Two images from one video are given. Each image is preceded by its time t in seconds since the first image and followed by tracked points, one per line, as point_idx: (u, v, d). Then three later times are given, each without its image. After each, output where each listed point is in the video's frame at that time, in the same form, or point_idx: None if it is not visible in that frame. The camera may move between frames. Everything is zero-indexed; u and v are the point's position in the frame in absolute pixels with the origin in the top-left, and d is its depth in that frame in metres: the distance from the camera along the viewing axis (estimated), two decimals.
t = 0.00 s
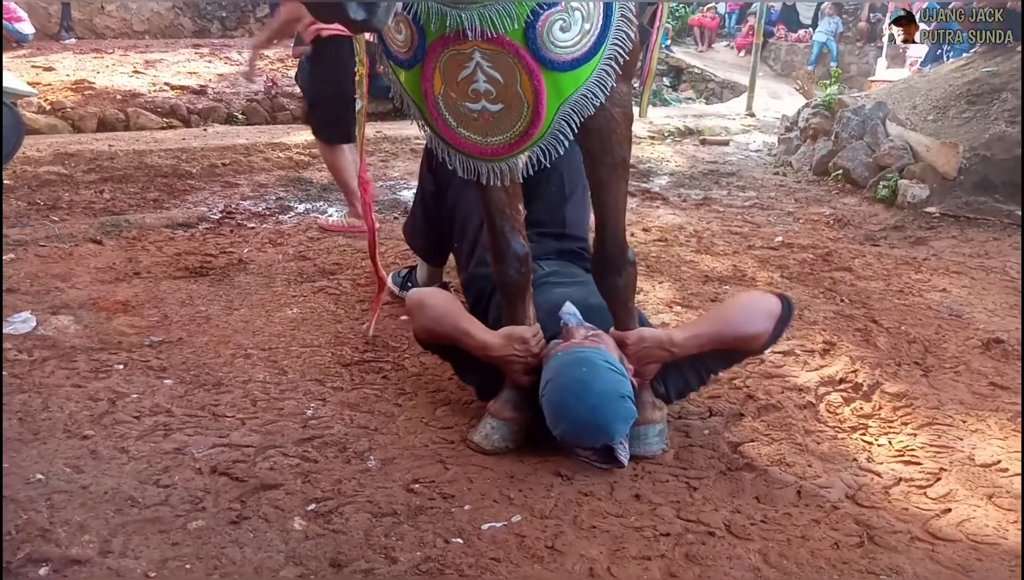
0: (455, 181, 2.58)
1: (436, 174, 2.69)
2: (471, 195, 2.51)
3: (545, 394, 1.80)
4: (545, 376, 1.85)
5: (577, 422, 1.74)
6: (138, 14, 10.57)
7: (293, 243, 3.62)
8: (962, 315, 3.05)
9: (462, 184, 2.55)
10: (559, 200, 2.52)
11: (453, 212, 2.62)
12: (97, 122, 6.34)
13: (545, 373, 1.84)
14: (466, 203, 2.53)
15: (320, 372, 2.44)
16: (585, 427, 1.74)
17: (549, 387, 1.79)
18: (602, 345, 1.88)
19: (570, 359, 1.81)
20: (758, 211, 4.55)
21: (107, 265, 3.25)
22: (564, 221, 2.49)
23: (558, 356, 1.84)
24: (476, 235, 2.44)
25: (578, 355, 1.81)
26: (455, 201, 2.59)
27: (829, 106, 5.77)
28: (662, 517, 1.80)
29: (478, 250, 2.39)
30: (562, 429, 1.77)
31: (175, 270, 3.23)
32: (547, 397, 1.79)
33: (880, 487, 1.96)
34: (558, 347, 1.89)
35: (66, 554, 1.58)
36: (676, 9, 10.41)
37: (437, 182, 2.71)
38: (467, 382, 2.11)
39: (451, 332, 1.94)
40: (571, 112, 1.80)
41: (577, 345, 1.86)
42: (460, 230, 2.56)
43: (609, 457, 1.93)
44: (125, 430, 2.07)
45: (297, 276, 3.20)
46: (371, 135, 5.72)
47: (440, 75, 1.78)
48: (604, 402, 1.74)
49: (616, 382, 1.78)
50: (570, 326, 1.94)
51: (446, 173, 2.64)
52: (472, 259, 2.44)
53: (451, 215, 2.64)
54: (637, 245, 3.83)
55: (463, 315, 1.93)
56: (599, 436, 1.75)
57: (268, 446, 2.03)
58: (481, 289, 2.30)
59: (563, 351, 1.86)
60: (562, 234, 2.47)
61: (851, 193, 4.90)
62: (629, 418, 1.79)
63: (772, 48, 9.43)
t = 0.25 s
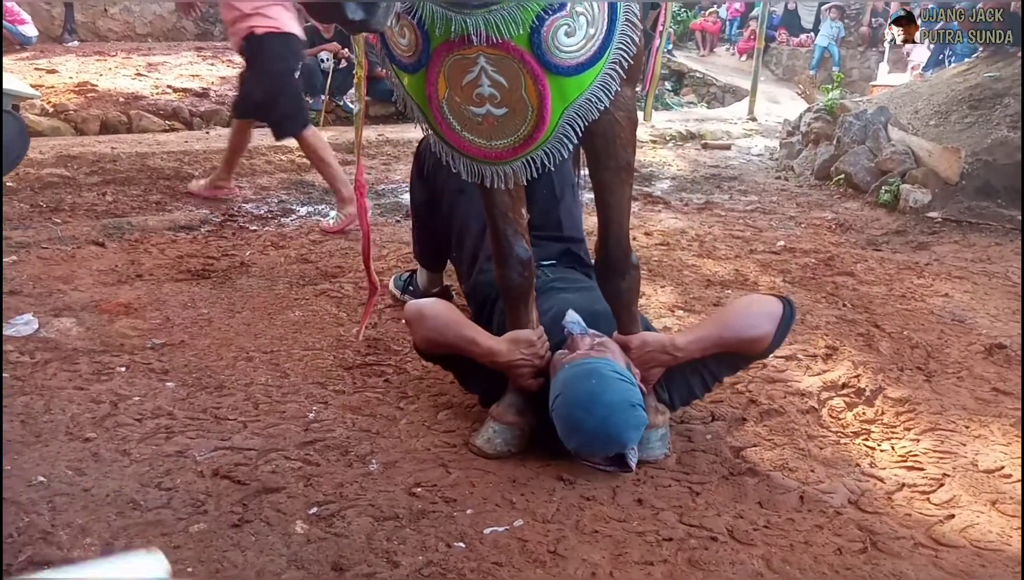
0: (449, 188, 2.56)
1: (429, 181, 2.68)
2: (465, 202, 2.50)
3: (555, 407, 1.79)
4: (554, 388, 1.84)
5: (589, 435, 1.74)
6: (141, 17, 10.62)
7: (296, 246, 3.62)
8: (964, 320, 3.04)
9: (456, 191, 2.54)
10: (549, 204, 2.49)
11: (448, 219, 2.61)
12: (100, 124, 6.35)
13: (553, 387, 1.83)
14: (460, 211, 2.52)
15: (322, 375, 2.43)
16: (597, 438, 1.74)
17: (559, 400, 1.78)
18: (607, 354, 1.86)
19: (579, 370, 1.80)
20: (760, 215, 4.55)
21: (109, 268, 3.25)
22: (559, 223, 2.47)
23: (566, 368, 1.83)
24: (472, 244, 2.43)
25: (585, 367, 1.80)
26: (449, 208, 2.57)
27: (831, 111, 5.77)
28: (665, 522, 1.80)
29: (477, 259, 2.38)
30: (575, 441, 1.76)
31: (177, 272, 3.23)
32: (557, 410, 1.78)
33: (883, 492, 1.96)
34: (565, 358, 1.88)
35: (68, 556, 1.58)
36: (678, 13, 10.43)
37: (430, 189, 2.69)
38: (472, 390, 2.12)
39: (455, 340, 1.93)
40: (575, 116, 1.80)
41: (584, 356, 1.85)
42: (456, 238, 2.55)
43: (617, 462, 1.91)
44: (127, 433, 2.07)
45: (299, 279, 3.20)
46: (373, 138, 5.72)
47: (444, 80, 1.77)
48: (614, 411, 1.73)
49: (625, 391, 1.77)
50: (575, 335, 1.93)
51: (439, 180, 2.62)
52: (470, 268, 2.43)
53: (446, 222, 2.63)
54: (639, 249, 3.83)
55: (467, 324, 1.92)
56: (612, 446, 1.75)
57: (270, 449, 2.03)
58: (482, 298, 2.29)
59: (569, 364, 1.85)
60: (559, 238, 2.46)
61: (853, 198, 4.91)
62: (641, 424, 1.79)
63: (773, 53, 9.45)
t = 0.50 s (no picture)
0: (445, 191, 2.58)
1: (423, 186, 2.69)
2: (464, 203, 2.51)
3: (553, 418, 1.81)
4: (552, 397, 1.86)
5: (589, 445, 1.76)
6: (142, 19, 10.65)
7: (297, 248, 3.62)
8: (966, 324, 3.04)
9: (453, 193, 2.55)
10: (553, 206, 2.52)
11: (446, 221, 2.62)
12: (101, 126, 6.35)
13: (551, 396, 1.85)
14: (458, 212, 2.53)
15: (323, 377, 2.43)
16: (597, 447, 1.77)
17: (556, 413, 1.80)
18: (603, 362, 1.87)
19: (573, 382, 1.80)
20: (761, 219, 4.54)
21: (111, 269, 3.25)
22: (563, 226, 2.50)
23: (561, 379, 1.84)
24: (474, 245, 2.44)
25: (580, 378, 1.81)
26: (447, 211, 2.58)
27: (832, 114, 5.77)
28: (666, 525, 1.79)
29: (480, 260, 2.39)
30: (576, 449, 1.80)
31: (179, 274, 3.23)
32: (555, 421, 1.80)
33: (884, 496, 1.96)
34: (561, 368, 1.89)
35: (69, 558, 1.58)
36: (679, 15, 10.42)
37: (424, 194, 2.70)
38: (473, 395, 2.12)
39: (455, 351, 1.92)
40: (577, 120, 1.80)
41: (578, 367, 1.86)
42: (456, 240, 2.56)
43: (622, 462, 1.94)
44: (128, 435, 2.07)
45: (301, 281, 3.20)
46: (374, 141, 5.72)
47: (447, 83, 1.78)
48: (610, 423, 1.75)
49: (622, 399, 1.78)
50: (569, 345, 1.94)
51: (434, 184, 2.63)
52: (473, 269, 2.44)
53: (444, 225, 2.64)
54: (640, 252, 3.83)
55: (465, 332, 1.91)
56: (613, 452, 1.78)
57: (271, 451, 2.02)
58: (488, 298, 2.30)
59: (566, 374, 1.86)
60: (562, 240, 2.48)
61: (854, 202, 4.91)
62: (641, 427, 1.80)
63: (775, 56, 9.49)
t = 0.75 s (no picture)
0: (446, 186, 2.58)
1: (425, 184, 2.69)
2: (464, 198, 2.52)
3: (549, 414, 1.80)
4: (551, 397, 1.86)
5: (580, 436, 1.74)
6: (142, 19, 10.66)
7: (296, 249, 3.62)
8: (964, 325, 3.04)
9: (453, 188, 2.55)
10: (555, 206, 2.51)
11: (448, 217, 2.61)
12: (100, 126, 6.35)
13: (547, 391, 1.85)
14: (460, 207, 2.53)
15: (322, 378, 2.43)
16: (589, 437, 1.73)
17: (552, 407, 1.80)
18: (603, 359, 1.89)
19: (566, 375, 1.82)
20: (760, 220, 4.55)
21: (109, 269, 3.25)
22: (565, 225, 2.48)
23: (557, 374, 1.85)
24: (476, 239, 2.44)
25: (575, 371, 1.82)
26: (448, 206, 2.58)
27: (831, 116, 5.78)
28: (665, 527, 1.79)
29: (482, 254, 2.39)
30: (571, 444, 1.76)
31: (178, 274, 3.23)
32: (551, 416, 1.80)
33: (883, 497, 1.96)
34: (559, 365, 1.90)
35: (66, 559, 1.58)
36: (678, 17, 10.42)
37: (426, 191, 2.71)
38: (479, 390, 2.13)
39: (453, 350, 1.92)
40: (577, 120, 1.79)
41: (573, 361, 1.88)
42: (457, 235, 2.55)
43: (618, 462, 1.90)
44: (126, 435, 2.06)
45: (300, 281, 3.20)
46: (373, 142, 5.72)
47: (447, 83, 1.78)
48: (600, 410, 1.73)
49: (615, 392, 1.77)
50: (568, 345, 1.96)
51: (435, 180, 2.64)
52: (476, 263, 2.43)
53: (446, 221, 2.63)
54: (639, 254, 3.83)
55: (463, 333, 1.91)
56: (605, 447, 1.73)
57: (270, 452, 2.02)
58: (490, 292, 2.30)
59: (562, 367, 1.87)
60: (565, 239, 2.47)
61: (853, 203, 4.91)
62: (635, 424, 1.76)
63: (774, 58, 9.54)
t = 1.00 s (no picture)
0: (452, 186, 2.58)
1: (431, 183, 2.69)
2: (470, 197, 2.52)
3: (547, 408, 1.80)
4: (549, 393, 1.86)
5: (573, 428, 1.72)
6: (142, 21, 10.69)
7: (295, 250, 3.61)
8: (963, 329, 3.04)
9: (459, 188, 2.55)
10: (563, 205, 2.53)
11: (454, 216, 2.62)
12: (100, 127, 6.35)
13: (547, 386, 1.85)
14: (466, 206, 2.53)
15: (321, 380, 2.43)
16: (582, 431, 1.71)
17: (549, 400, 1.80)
18: (606, 355, 1.89)
19: (565, 369, 1.82)
20: (760, 223, 4.55)
21: (109, 270, 3.24)
22: (571, 225, 2.50)
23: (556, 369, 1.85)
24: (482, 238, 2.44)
25: (575, 365, 1.83)
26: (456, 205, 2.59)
27: (831, 120, 5.78)
28: (665, 529, 1.79)
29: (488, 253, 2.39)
30: (565, 438, 1.75)
31: (177, 276, 3.23)
32: (547, 410, 1.80)
33: (883, 501, 1.96)
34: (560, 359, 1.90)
35: (65, 560, 1.58)
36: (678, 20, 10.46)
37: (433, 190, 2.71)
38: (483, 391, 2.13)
39: (451, 352, 1.94)
40: (579, 123, 1.80)
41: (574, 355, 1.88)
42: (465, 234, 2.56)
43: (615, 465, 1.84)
44: (125, 437, 2.06)
45: (299, 283, 3.20)
46: (374, 144, 5.73)
47: (449, 85, 1.78)
48: (594, 404, 1.72)
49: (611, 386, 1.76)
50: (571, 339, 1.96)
51: (441, 179, 2.64)
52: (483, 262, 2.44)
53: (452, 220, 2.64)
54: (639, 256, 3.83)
55: (461, 334, 1.93)
56: (597, 441, 1.70)
57: (269, 454, 2.02)
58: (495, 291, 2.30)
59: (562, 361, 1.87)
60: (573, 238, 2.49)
61: (853, 207, 4.91)
62: (630, 421, 1.73)
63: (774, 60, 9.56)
